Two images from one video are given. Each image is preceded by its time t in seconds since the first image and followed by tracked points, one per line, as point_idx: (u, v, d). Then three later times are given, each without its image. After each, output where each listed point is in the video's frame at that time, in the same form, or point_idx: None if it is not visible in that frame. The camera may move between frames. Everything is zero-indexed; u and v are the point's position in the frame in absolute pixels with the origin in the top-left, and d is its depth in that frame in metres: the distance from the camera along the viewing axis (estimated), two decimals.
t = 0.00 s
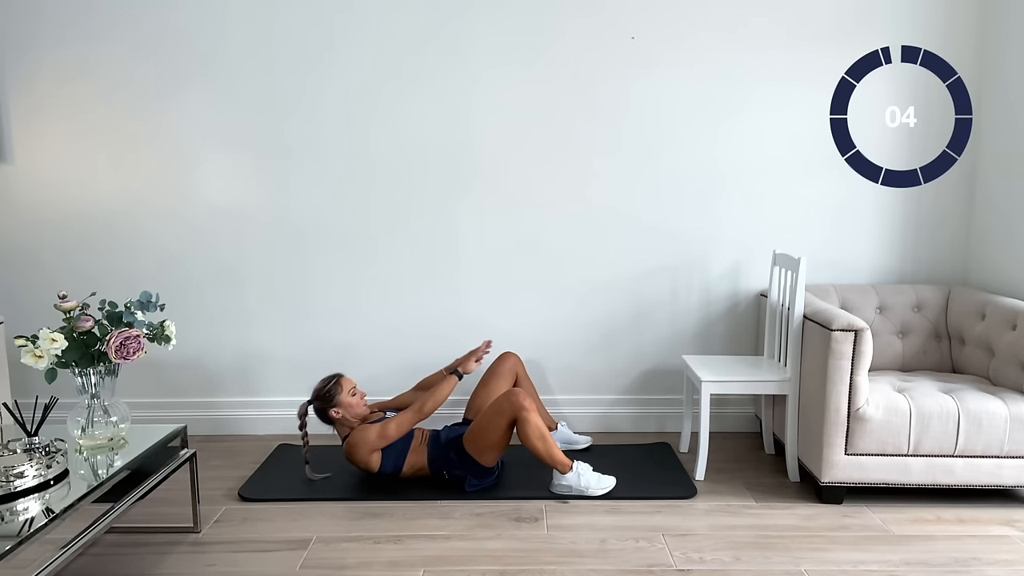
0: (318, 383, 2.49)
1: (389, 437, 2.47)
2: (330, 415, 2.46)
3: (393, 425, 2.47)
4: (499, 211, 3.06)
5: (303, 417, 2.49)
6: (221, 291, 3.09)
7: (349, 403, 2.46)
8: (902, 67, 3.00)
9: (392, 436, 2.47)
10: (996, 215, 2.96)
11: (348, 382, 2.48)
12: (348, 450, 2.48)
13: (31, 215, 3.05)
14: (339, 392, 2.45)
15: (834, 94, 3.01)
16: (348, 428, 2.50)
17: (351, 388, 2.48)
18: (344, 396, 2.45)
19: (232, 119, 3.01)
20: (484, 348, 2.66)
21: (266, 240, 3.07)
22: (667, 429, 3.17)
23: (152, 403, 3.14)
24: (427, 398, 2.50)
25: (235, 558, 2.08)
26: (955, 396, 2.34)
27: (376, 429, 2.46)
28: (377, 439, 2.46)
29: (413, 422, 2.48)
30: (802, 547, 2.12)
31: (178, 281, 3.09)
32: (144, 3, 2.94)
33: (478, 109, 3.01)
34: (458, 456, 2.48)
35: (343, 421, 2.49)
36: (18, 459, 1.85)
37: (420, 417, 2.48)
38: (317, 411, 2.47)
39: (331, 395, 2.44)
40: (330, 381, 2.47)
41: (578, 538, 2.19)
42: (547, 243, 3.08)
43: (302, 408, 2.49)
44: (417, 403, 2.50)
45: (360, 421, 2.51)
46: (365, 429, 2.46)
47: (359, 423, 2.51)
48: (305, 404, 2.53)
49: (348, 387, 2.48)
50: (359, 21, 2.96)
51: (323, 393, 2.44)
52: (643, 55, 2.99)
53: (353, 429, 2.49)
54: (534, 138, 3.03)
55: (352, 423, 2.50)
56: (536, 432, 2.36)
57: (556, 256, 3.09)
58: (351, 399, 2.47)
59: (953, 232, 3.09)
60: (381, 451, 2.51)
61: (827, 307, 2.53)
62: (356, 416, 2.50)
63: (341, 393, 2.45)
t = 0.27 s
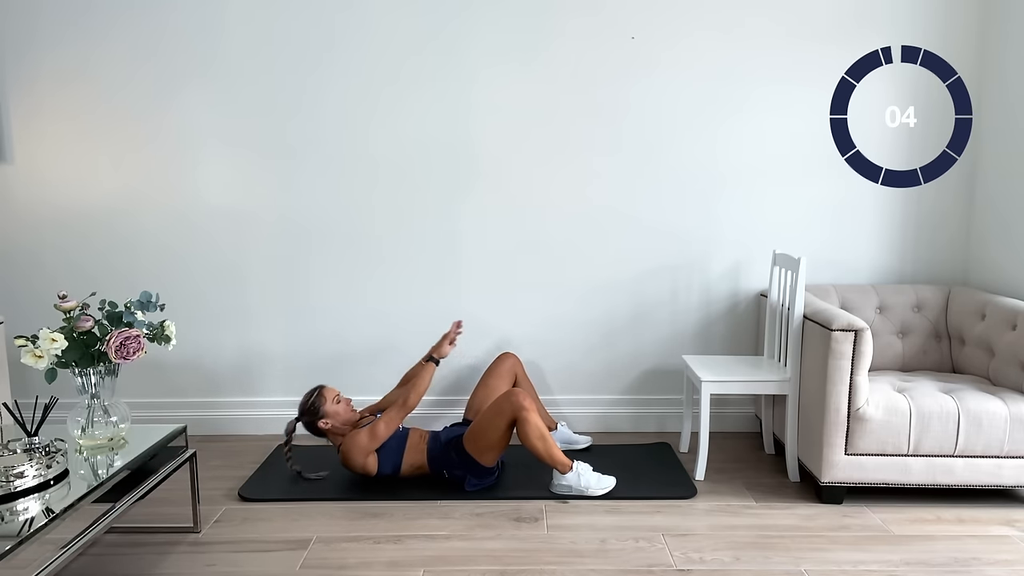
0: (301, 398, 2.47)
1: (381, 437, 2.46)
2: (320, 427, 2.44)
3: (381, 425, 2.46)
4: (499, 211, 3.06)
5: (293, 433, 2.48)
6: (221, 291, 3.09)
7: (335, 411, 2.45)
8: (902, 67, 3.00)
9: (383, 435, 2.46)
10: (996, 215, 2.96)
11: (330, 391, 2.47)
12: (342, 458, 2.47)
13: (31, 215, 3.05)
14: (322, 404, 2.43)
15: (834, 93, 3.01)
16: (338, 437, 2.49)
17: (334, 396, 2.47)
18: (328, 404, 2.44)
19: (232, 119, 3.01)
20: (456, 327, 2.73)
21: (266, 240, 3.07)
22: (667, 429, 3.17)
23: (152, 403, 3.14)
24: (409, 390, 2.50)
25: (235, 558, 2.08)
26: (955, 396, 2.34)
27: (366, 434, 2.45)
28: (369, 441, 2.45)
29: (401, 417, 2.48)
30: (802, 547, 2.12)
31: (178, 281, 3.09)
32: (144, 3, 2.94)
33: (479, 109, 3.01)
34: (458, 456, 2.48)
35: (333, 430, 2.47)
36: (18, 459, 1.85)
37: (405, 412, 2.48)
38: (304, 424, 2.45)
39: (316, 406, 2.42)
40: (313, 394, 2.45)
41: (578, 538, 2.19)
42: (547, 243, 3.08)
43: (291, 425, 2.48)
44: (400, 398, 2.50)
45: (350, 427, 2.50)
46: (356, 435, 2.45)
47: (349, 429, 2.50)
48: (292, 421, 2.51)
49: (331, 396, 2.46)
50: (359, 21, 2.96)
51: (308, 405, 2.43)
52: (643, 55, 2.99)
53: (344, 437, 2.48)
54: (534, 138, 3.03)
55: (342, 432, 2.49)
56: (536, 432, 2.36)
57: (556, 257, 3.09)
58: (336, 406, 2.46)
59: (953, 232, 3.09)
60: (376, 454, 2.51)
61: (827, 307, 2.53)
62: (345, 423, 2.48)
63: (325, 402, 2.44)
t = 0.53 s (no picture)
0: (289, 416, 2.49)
1: (371, 438, 2.45)
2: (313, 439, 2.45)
3: (368, 427, 2.45)
4: (499, 211, 3.06)
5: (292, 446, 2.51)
6: (221, 290, 3.09)
7: (321, 422, 2.46)
8: (902, 67, 3.00)
9: (373, 434, 2.46)
10: (996, 215, 2.96)
11: (313, 403, 2.48)
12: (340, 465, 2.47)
13: (31, 215, 3.05)
14: (308, 416, 2.44)
15: (834, 93, 3.01)
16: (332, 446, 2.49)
17: (318, 407, 2.47)
18: (314, 415, 2.45)
19: (232, 119, 3.01)
20: (417, 313, 2.64)
21: (266, 240, 3.07)
22: (667, 429, 3.17)
23: (152, 403, 3.14)
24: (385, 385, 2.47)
25: (235, 558, 2.08)
26: (955, 396, 2.34)
27: (355, 438, 2.45)
28: (361, 444, 2.45)
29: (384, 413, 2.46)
30: (802, 547, 2.12)
31: (178, 281, 3.09)
32: (144, 3, 2.94)
33: (479, 109, 3.01)
34: (459, 455, 2.48)
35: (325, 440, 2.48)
36: (18, 459, 1.85)
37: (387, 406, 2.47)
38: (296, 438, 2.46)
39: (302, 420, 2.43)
40: (298, 409, 2.47)
41: (578, 538, 2.19)
42: (547, 243, 3.08)
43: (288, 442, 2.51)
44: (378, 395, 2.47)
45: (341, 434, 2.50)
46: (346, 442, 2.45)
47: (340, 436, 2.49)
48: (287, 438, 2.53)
49: (315, 407, 2.47)
50: (359, 21, 2.96)
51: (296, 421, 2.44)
52: (643, 55, 2.99)
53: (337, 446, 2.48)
54: (534, 138, 3.03)
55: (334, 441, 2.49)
56: (536, 432, 2.36)
57: (556, 257, 3.09)
58: (322, 416, 2.46)
59: (953, 232, 3.09)
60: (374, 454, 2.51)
61: (827, 307, 2.53)
62: (335, 431, 2.48)
63: (310, 414, 2.45)
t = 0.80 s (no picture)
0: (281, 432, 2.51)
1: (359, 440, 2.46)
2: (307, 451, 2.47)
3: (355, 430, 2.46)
4: (499, 212, 3.06)
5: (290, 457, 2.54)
6: (221, 290, 3.09)
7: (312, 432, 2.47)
8: (902, 67, 3.00)
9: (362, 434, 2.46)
10: (996, 215, 2.96)
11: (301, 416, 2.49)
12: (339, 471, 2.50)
13: (31, 215, 3.05)
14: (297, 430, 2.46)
15: (834, 93, 3.01)
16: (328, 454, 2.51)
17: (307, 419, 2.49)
18: (305, 427, 2.47)
19: (232, 119, 3.01)
20: (372, 305, 2.51)
21: (266, 240, 3.07)
22: (667, 429, 3.17)
23: (152, 403, 3.14)
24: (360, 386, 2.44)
25: (235, 558, 2.08)
26: (955, 396, 2.34)
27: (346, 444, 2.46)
28: (352, 448, 2.46)
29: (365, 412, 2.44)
30: (802, 547, 2.12)
31: (178, 281, 3.09)
32: (144, 4, 2.94)
33: (479, 109, 3.01)
34: (459, 455, 2.48)
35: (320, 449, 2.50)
36: (18, 459, 1.85)
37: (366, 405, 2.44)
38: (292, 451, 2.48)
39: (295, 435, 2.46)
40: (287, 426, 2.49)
41: (578, 538, 2.19)
42: (547, 243, 3.08)
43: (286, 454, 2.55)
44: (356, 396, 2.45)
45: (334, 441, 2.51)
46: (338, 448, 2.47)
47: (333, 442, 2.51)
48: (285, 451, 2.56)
49: (304, 419, 2.48)
50: (359, 21, 2.96)
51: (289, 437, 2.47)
52: (643, 54, 2.99)
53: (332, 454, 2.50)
54: (533, 139, 3.03)
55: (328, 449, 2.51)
56: (536, 432, 2.36)
57: (556, 257, 3.09)
58: (312, 428, 2.47)
59: (953, 232, 3.09)
60: (369, 454, 2.52)
61: (827, 307, 2.53)
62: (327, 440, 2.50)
63: (300, 426, 2.46)
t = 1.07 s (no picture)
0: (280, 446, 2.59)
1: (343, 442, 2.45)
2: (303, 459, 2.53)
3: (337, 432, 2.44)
4: (498, 212, 3.06)
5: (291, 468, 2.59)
6: (221, 290, 3.09)
7: (305, 441, 2.53)
8: (902, 67, 3.00)
9: (347, 436, 2.45)
10: (996, 215, 2.96)
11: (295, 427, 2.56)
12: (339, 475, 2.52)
13: (31, 215, 3.05)
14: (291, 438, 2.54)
15: (834, 93, 3.01)
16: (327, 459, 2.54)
17: (299, 430, 2.55)
18: (298, 436, 2.54)
19: (232, 119, 3.01)
20: (326, 308, 2.50)
21: (266, 240, 3.07)
22: (667, 429, 3.17)
23: (151, 403, 3.13)
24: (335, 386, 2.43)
25: (235, 558, 2.08)
26: (955, 396, 2.34)
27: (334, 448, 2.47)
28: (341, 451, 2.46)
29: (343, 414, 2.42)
30: (802, 547, 2.12)
31: (178, 281, 3.08)
32: (144, 4, 2.94)
33: (478, 109, 3.01)
34: (458, 455, 2.48)
35: (318, 455, 2.54)
36: (18, 459, 1.85)
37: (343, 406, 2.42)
38: (293, 459, 2.55)
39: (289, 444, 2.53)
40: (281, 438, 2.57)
41: (578, 538, 2.19)
42: (547, 243, 3.08)
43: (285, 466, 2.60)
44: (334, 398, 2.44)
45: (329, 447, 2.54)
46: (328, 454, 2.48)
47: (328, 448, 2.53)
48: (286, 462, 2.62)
49: (298, 430, 2.55)
50: (359, 21, 2.96)
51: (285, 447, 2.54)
52: (643, 55, 2.99)
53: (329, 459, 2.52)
54: (533, 139, 3.03)
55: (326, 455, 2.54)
56: (536, 431, 2.36)
57: (556, 257, 3.09)
58: (303, 437, 2.53)
59: (953, 232, 3.09)
60: (364, 452, 2.54)
61: (827, 307, 2.53)
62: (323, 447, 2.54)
63: (294, 435, 2.54)
